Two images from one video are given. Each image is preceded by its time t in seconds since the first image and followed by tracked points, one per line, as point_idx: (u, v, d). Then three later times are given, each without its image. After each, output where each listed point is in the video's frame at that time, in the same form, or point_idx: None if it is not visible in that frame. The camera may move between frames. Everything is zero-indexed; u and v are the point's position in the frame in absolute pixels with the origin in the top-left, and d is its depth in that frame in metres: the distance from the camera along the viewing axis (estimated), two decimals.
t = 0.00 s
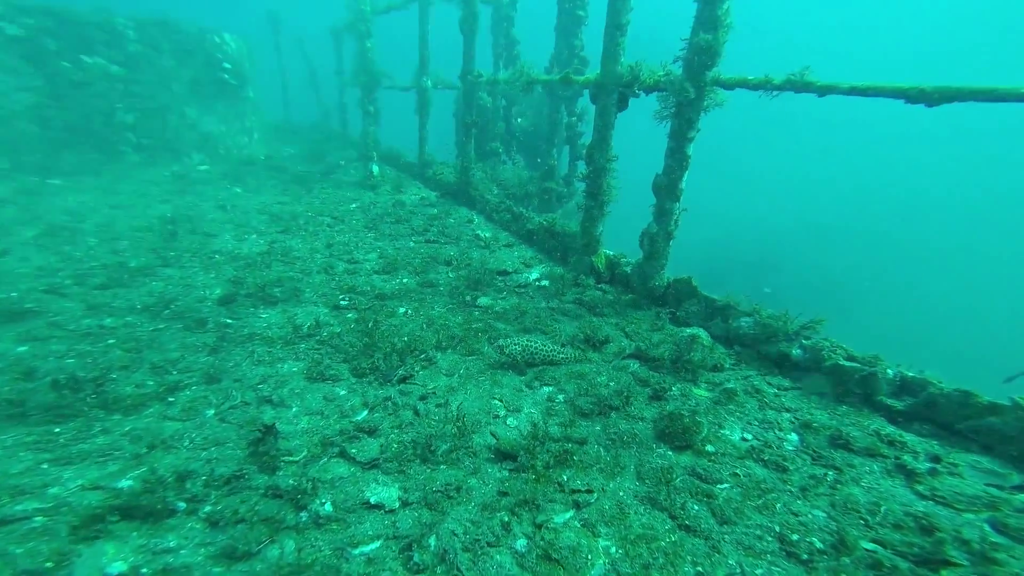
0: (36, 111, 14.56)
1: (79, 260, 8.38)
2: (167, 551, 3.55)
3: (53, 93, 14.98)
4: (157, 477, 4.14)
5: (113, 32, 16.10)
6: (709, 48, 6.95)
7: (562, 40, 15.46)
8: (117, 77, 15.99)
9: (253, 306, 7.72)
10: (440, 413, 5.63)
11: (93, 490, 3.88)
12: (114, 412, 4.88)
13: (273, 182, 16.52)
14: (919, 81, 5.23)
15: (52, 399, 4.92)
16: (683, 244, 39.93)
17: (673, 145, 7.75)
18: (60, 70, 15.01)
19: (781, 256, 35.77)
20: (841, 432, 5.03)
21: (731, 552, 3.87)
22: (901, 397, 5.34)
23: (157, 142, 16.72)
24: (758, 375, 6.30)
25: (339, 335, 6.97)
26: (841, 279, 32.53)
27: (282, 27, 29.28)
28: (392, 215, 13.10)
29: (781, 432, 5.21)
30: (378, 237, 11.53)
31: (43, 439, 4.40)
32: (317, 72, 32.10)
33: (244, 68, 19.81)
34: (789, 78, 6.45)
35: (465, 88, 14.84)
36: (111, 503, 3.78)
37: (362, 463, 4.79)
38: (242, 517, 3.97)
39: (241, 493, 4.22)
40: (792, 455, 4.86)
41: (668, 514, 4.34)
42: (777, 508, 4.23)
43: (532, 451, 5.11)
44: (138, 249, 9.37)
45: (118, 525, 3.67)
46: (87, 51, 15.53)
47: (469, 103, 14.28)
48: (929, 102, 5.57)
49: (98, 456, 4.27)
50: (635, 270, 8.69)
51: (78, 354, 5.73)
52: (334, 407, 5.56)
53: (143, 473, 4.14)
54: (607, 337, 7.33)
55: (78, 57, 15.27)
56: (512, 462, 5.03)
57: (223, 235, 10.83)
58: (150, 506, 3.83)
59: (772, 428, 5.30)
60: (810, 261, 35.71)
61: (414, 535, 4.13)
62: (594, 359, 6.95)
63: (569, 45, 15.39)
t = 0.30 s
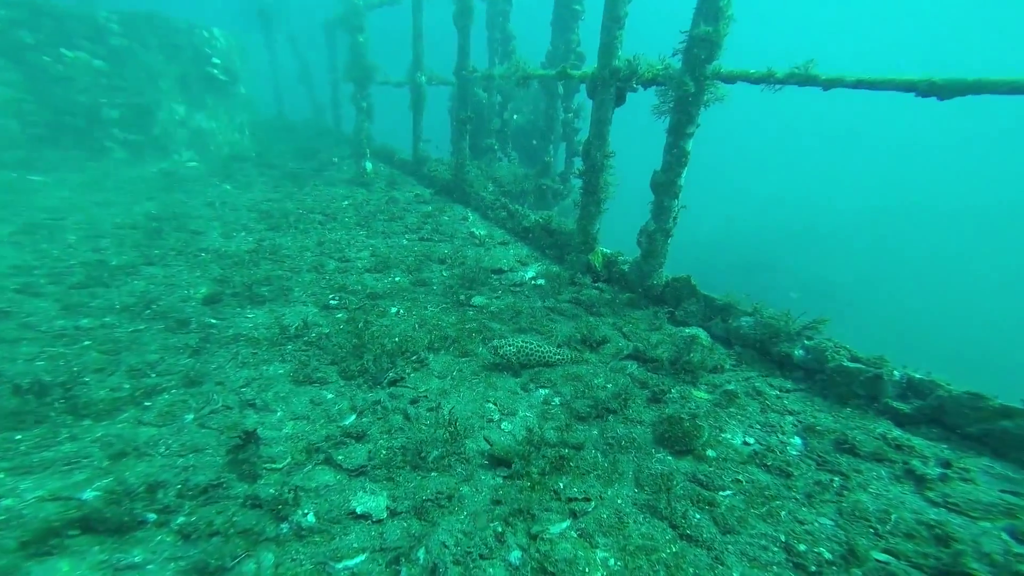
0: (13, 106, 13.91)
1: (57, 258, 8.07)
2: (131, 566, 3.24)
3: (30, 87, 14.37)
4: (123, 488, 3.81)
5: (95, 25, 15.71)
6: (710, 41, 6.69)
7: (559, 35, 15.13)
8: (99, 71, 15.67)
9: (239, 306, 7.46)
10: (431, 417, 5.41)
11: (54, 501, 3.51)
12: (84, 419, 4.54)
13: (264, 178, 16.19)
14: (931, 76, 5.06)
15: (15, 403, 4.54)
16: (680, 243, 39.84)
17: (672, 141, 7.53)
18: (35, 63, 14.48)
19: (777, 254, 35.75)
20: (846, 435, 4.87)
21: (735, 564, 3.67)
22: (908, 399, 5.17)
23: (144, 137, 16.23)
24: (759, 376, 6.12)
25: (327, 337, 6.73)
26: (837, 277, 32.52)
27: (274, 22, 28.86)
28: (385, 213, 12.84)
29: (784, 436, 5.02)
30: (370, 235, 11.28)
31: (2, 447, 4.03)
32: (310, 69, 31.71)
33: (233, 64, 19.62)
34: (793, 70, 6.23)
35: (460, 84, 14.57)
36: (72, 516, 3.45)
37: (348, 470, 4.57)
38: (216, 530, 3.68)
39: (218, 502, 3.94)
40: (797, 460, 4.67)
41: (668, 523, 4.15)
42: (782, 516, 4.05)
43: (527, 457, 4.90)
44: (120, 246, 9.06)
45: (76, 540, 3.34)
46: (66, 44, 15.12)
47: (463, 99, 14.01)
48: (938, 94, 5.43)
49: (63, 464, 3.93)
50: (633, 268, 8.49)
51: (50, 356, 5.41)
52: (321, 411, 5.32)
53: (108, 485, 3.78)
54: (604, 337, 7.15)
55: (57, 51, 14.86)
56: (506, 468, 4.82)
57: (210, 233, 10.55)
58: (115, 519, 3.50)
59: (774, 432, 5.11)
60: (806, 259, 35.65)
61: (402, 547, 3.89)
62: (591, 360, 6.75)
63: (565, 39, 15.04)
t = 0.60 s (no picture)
0: None
1: (37, 254, 7.82)
2: None
3: (14, 80, 14.05)
4: (89, 497, 3.59)
5: (80, 18, 15.56)
6: (711, 34, 6.48)
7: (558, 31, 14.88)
8: (86, 65, 15.38)
9: (226, 304, 7.23)
10: (421, 420, 5.22)
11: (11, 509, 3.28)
12: (53, 422, 4.32)
13: (257, 175, 15.93)
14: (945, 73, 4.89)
15: None
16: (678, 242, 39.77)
17: (672, 138, 7.34)
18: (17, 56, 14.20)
19: (775, 254, 35.69)
20: (850, 440, 4.71)
21: None
22: (915, 404, 5.01)
23: (134, 133, 15.91)
24: (760, 379, 5.96)
25: (316, 337, 6.52)
26: (836, 277, 32.35)
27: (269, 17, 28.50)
28: (379, 210, 12.63)
29: (786, 442, 4.86)
30: (363, 232, 11.06)
31: None
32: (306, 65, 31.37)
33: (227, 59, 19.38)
34: (798, 66, 6.04)
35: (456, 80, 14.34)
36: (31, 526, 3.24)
37: (333, 476, 4.37)
38: (188, 540, 3.47)
39: (194, 510, 3.73)
40: (800, 466, 4.51)
41: (667, 533, 3.97)
42: (785, 525, 3.88)
43: (520, 464, 4.72)
44: (105, 243, 8.82)
45: (30, 552, 3.11)
46: (51, 37, 14.90)
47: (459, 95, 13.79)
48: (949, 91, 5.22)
49: (24, 471, 3.71)
50: (631, 267, 8.32)
51: (22, 356, 5.17)
52: (307, 414, 5.12)
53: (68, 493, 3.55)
54: (601, 339, 6.98)
55: (41, 44, 14.61)
56: (498, 474, 4.64)
57: (200, 230, 10.32)
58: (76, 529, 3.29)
59: (776, 437, 4.95)
60: (805, 260, 35.48)
61: (387, 558, 3.68)
62: (588, 362, 6.57)
63: (563, 35, 14.79)
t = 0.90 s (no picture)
0: None
1: (22, 256, 7.61)
2: None
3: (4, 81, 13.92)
4: (65, 510, 3.40)
5: (69, 15, 15.38)
6: (715, 27, 6.30)
7: (556, 28, 14.71)
8: (76, 62, 15.16)
9: (217, 306, 7.04)
10: (418, 426, 5.03)
11: None
12: (29, 430, 4.13)
13: (252, 175, 15.70)
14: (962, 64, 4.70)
15: None
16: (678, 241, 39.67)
17: (674, 135, 7.17)
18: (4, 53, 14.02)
19: (776, 252, 35.57)
20: (863, 445, 4.54)
21: None
22: (930, 408, 4.85)
23: (126, 132, 15.69)
24: (766, 382, 5.80)
25: (309, 339, 6.33)
26: (837, 275, 32.21)
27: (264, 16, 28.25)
28: (375, 209, 12.43)
29: (795, 447, 4.69)
30: (359, 232, 10.87)
31: None
32: (302, 64, 31.12)
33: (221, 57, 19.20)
34: (805, 60, 5.87)
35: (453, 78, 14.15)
36: (0, 542, 3.05)
37: (326, 486, 4.18)
38: (168, 555, 3.28)
39: (176, 522, 3.54)
40: (811, 473, 4.34)
41: (675, 544, 3.80)
42: (799, 535, 3.70)
43: (520, 472, 4.54)
44: (93, 243, 8.61)
45: None
46: (41, 35, 14.75)
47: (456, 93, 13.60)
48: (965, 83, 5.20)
49: None
50: (632, 267, 8.14)
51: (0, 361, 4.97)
52: (299, 419, 4.94)
53: (39, 506, 3.37)
54: (602, 340, 6.81)
55: (29, 42, 14.43)
56: (498, 482, 4.46)
57: (192, 229, 10.12)
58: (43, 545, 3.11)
59: (785, 442, 4.78)
60: (806, 258, 35.31)
61: (382, 573, 3.49)
62: (589, 365, 6.40)
63: (562, 32, 14.63)
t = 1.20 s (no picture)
0: None
1: (21, 249, 7.51)
2: None
3: (8, 75, 13.82)
4: (48, 512, 3.26)
5: (76, 10, 15.33)
6: (732, 22, 6.10)
7: (564, 26, 14.55)
8: (82, 57, 15.11)
9: (217, 302, 6.91)
10: (419, 428, 4.88)
11: None
12: (16, 427, 3.99)
13: (256, 171, 15.60)
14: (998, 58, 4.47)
15: None
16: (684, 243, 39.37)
17: (687, 133, 6.98)
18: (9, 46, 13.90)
19: (785, 254, 35.20)
20: (884, 454, 4.34)
21: None
22: (957, 417, 4.62)
23: (131, 128, 15.67)
24: (780, 387, 5.61)
25: (309, 338, 6.19)
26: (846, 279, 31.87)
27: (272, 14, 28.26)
28: (379, 207, 12.30)
29: (812, 454, 4.50)
30: (363, 230, 10.73)
31: None
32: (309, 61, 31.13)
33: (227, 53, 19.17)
34: (827, 55, 5.65)
35: (460, 75, 14.00)
36: None
37: (323, 488, 4.03)
38: (153, 560, 3.12)
39: (164, 526, 3.38)
40: (830, 482, 4.14)
41: (688, 556, 3.61)
42: (819, 547, 3.50)
43: (524, 477, 4.38)
44: (93, 237, 8.51)
45: None
46: (47, 29, 14.67)
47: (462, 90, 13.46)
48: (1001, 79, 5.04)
49: None
50: (639, 268, 7.96)
51: None
52: (298, 419, 4.79)
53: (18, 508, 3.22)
54: (609, 342, 6.63)
55: (35, 36, 14.37)
56: (501, 487, 4.29)
57: (194, 225, 10.01)
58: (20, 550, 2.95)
59: (801, 449, 4.59)
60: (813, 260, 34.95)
61: None
62: (596, 367, 6.22)
63: (570, 30, 14.45)
